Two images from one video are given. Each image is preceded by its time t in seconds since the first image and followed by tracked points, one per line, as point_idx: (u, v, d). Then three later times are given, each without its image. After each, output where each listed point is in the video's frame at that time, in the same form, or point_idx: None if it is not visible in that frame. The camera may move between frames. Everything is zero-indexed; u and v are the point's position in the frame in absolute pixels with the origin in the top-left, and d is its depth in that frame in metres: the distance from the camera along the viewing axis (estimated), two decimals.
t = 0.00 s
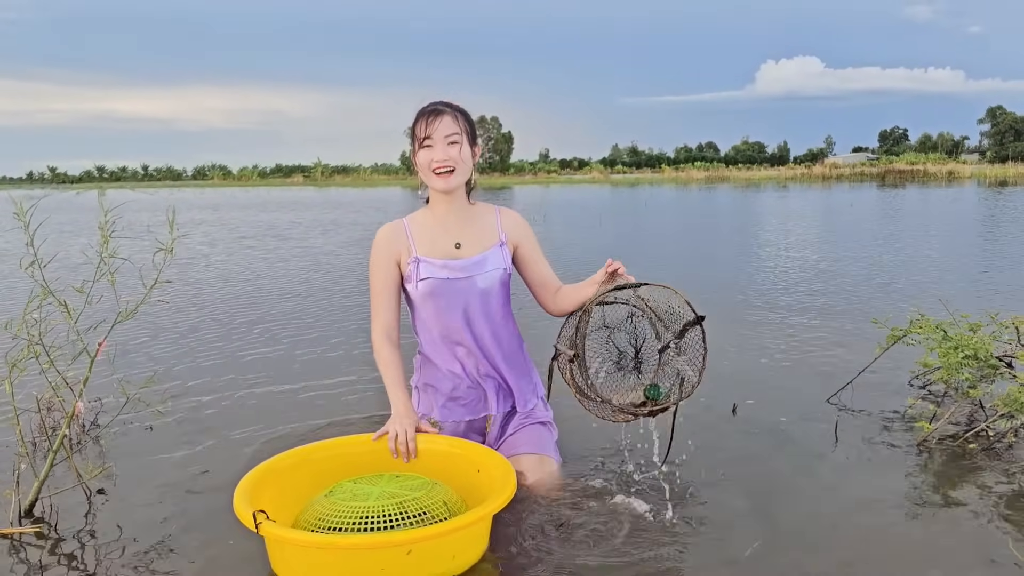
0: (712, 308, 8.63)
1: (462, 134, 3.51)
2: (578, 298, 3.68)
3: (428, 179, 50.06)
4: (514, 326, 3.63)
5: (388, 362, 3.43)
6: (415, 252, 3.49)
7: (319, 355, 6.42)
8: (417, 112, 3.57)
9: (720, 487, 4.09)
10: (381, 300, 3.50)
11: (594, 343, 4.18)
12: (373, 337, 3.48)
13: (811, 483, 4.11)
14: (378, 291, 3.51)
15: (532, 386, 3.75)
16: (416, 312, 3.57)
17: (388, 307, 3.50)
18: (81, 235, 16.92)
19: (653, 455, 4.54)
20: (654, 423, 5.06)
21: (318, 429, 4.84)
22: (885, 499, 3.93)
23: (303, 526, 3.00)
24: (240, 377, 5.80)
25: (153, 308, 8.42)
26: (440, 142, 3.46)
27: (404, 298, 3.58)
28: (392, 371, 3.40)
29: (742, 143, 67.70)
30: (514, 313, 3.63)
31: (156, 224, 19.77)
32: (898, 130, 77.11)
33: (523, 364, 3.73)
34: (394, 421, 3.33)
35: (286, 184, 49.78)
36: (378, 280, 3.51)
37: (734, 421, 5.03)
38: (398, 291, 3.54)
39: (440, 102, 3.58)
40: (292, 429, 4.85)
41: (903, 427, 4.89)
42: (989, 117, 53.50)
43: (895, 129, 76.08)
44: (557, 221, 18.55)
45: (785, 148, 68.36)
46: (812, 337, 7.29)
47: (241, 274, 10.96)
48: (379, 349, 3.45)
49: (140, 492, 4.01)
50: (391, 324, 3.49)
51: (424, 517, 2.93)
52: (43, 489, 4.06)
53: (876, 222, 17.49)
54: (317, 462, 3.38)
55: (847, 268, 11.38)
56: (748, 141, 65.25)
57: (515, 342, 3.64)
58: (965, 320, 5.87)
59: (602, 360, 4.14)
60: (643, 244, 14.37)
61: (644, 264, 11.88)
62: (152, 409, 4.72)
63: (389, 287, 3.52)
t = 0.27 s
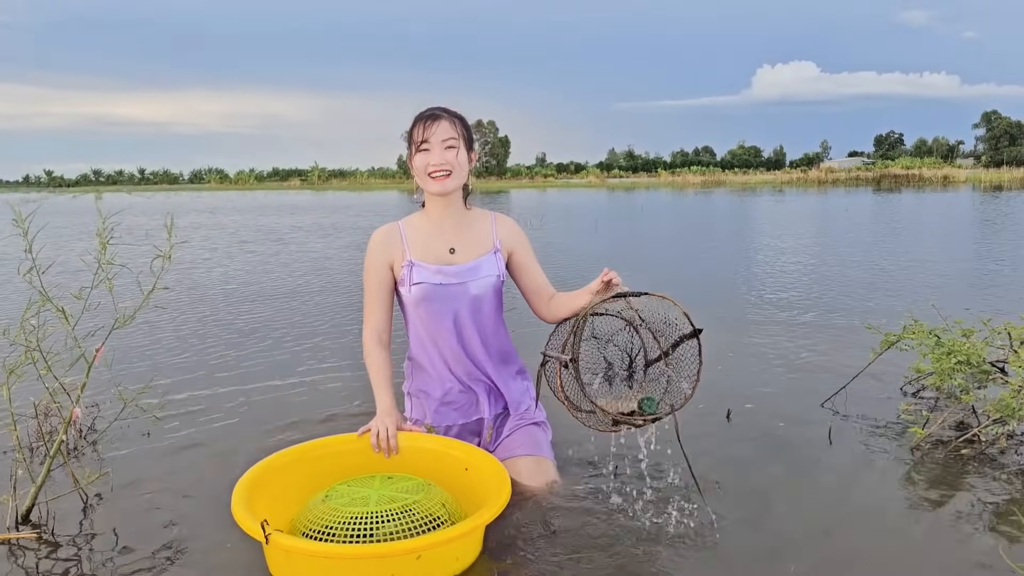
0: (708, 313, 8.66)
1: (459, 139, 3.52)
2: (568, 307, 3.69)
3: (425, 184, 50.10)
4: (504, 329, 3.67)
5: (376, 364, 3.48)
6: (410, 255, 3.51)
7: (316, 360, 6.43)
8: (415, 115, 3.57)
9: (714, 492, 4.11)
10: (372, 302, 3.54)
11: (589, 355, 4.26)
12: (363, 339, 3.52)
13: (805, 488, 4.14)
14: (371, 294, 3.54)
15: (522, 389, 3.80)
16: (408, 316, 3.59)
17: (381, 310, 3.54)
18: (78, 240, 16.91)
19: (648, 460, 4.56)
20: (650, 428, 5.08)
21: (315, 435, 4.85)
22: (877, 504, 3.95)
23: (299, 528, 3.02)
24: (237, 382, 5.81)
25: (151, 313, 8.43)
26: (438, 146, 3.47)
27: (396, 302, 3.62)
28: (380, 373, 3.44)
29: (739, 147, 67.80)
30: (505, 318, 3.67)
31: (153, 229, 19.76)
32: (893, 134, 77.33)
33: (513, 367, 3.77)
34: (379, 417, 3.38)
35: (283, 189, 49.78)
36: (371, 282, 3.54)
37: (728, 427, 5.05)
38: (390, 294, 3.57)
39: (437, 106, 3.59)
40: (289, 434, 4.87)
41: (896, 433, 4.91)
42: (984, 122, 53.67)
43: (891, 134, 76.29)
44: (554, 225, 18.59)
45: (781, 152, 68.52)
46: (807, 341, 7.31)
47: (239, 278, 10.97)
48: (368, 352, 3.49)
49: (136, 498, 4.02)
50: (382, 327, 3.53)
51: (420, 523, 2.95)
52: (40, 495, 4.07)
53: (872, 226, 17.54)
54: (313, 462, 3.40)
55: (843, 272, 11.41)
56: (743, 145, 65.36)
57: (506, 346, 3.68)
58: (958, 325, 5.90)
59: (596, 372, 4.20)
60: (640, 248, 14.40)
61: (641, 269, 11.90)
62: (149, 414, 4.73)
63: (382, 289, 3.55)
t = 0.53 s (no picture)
0: (704, 312, 8.69)
1: (481, 155, 3.47)
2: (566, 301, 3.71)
3: (421, 182, 50.08)
4: (497, 327, 3.69)
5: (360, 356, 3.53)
6: (404, 254, 3.52)
7: (312, 357, 6.45)
8: (436, 118, 3.40)
9: (707, 488, 4.14)
10: (361, 295, 3.58)
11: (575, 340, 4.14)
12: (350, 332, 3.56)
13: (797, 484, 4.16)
14: (361, 287, 3.57)
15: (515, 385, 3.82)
16: (399, 313, 3.61)
17: (370, 304, 3.59)
18: (74, 238, 16.90)
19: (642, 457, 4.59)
20: (645, 425, 5.10)
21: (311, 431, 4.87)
22: (869, 499, 3.98)
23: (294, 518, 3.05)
24: (233, 379, 5.83)
25: (147, 310, 8.43)
26: (464, 166, 3.41)
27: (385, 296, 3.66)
28: (361, 367, 3.49)
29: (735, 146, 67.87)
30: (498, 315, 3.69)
31: (150, 227, 19.75)
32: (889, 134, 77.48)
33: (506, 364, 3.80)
34: (357, 413, 3.40)
35: (279, 187, 49.75)
36: (362, 277, 3.57)
37: (723, 424, 5.08)
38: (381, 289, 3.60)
39: (460, 111, 3.44)
40: (285, 431, 4.89)
41: (889, 430, 4.94)
42: (980, 122, 53.78)
43: (886, 134, 76.44)
44: (552, 224, 18.60)
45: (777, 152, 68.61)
46: (802, 340, 7.34)
47: (235, 276, 10.97)
48: (353, 344, 3.55)
49: (133, 493, 4.04)
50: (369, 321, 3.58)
51: (413, 511, 2.99)
52: (36, 490, 4.09)
53: (869, 225, 17.57)
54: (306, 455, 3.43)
55: (839, 271, 11.44)
56: (739, 145, 65.41)
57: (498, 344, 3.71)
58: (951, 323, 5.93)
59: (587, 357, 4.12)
60: (636, 247, 14.42)
61: (637, 268, 11.92)
62: (145, 411, 4.75)
63: (372, 284, 3.58)
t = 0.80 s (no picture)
0: (698, 308, 8.70)
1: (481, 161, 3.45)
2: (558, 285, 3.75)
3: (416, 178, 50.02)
4: (490, 321, 3.72)
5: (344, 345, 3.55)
6: (396, 250, 3.51)
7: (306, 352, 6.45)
8: (440, 124, 3.35)
9: (698, 482, 4.16)
10: (349, 285, 3.58)
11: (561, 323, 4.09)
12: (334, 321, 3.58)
13: (787, 478, 4.19)
14: (349, 279, 3.57)
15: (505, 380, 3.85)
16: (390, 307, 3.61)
17: (357, 296, 3.59)
18: (67, 232, 16.85)
19: (634, 451, 4.60)
20: (636, 420, 5.12)
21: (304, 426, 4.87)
22: (858, 493, 4.01)
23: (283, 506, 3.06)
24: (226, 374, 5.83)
25: (140, 304, 8.42)
26: (465, 174, 3.40)
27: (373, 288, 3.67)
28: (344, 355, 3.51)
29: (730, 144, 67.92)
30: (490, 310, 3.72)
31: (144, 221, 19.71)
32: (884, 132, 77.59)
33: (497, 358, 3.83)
34: (338, 400, 3.42)
35: (274, 182, 49.65)
36: (351, 271, 3.56)
37: (714, 420, 5.10)
38: (369, 283, 3.61)
39: (464, 116, 3.39)
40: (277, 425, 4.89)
41: (879, 424, 4.97)
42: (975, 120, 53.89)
43: (881, 132, 76.54)
44: (546, 221, 18.60)
45: (772, 149, 68.67)
46: (794, 336, 7.37)
47: (229, 271, 10.96)
48: (337, 334, 3.57)
49: (124, 487, 4.04)
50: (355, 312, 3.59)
51: (402, 500, 3.01)
52: (28, 483, 4.09)
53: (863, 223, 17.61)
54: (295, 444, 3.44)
55: (832, 268, 11.46)
56: (735, 142, 65.48)
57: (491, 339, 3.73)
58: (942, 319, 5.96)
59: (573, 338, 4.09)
60: (630, 244, 14.43)
61: (631, 264, 11.93)
62: (138, 404, 4.75)
63: (361, 277, 3.58)
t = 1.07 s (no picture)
0: (696, 306, 8.71)
1: (473, 159, 3.46)
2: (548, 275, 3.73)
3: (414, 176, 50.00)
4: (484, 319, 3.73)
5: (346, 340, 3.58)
6: (391, 249, 3.52)
7: (303, 349, 6.45)
8: (431, 122, 3.36)
9: (692, 479, 4.17)
10: (346, 283, 3.63)
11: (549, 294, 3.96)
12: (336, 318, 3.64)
13: (781, 475, 4.20)
14: (346, 276, 3.62)
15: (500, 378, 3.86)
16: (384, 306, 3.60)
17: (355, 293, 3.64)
18: (66, 229, 16.84)
19: (629, 449, 4.62)
20: (633, 418, 5.13)
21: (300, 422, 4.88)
22: (851, 490, 4.02)
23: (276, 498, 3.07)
24: (223, 370, 5.83)
25: (138, 300, 8.42)
26: (455, 172, 3.42)
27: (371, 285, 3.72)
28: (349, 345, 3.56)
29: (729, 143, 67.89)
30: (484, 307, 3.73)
31: (142, 218, 19.69)
32: (882, 131, 77.60)
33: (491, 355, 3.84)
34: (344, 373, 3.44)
35: (272, 179, 49.62)
36: (347, 269, 3.62)
37: (710, 417, 5.11)
38: (367, 281, 3.64)
39: (456, 114, 3.41)
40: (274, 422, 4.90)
41: (874, 422, 4.98)
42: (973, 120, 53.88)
43: (879, 131, 76.54)
44: (546, 219, 18.60)
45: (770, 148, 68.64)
46: (792, 334, 7.37)
47: (228, 268, 10.96)
48: (340, 331, 3.62)
49: (120, 482, 4.05)
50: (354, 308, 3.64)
51: (395, 491, 3.02)
52: (24, 478, 4.10)
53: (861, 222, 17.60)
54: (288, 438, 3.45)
55: (830, 267, 11.47)
56: (733, 140, 65.45)
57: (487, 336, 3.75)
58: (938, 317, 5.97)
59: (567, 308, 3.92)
60: (629, 242, 14.42)
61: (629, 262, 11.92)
62: (134, 401, 4.76)
63: (358, 276, 3.63)
